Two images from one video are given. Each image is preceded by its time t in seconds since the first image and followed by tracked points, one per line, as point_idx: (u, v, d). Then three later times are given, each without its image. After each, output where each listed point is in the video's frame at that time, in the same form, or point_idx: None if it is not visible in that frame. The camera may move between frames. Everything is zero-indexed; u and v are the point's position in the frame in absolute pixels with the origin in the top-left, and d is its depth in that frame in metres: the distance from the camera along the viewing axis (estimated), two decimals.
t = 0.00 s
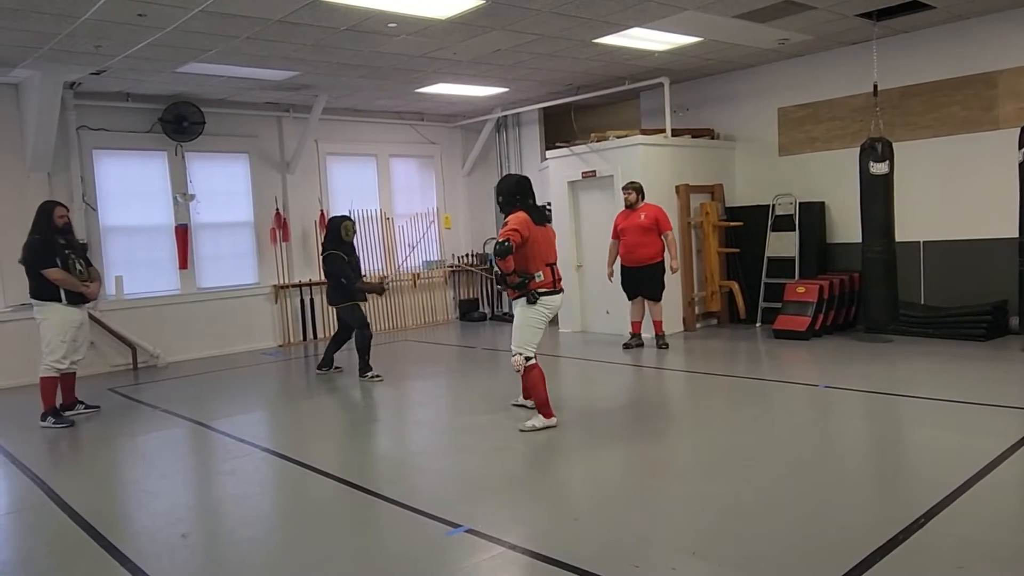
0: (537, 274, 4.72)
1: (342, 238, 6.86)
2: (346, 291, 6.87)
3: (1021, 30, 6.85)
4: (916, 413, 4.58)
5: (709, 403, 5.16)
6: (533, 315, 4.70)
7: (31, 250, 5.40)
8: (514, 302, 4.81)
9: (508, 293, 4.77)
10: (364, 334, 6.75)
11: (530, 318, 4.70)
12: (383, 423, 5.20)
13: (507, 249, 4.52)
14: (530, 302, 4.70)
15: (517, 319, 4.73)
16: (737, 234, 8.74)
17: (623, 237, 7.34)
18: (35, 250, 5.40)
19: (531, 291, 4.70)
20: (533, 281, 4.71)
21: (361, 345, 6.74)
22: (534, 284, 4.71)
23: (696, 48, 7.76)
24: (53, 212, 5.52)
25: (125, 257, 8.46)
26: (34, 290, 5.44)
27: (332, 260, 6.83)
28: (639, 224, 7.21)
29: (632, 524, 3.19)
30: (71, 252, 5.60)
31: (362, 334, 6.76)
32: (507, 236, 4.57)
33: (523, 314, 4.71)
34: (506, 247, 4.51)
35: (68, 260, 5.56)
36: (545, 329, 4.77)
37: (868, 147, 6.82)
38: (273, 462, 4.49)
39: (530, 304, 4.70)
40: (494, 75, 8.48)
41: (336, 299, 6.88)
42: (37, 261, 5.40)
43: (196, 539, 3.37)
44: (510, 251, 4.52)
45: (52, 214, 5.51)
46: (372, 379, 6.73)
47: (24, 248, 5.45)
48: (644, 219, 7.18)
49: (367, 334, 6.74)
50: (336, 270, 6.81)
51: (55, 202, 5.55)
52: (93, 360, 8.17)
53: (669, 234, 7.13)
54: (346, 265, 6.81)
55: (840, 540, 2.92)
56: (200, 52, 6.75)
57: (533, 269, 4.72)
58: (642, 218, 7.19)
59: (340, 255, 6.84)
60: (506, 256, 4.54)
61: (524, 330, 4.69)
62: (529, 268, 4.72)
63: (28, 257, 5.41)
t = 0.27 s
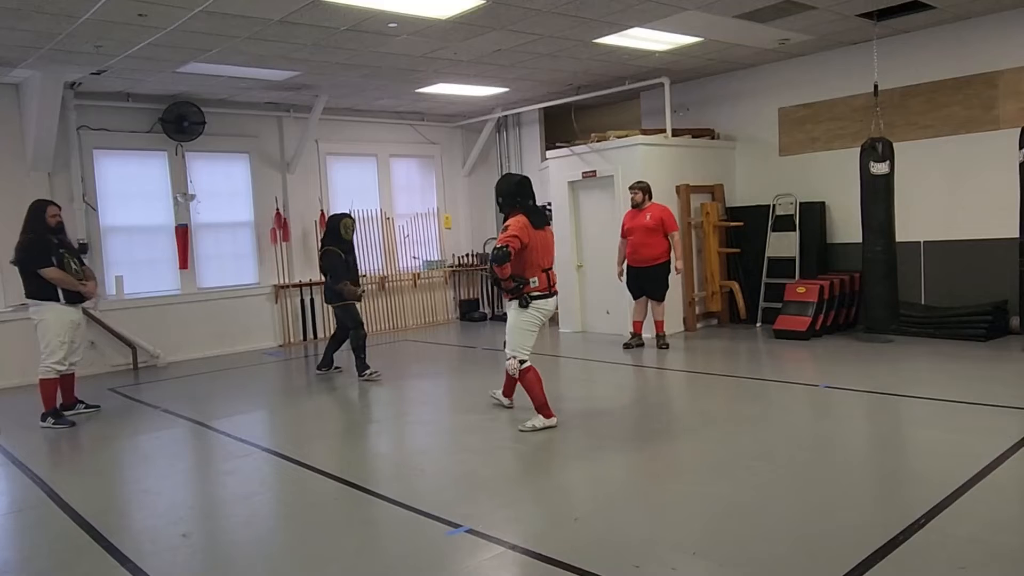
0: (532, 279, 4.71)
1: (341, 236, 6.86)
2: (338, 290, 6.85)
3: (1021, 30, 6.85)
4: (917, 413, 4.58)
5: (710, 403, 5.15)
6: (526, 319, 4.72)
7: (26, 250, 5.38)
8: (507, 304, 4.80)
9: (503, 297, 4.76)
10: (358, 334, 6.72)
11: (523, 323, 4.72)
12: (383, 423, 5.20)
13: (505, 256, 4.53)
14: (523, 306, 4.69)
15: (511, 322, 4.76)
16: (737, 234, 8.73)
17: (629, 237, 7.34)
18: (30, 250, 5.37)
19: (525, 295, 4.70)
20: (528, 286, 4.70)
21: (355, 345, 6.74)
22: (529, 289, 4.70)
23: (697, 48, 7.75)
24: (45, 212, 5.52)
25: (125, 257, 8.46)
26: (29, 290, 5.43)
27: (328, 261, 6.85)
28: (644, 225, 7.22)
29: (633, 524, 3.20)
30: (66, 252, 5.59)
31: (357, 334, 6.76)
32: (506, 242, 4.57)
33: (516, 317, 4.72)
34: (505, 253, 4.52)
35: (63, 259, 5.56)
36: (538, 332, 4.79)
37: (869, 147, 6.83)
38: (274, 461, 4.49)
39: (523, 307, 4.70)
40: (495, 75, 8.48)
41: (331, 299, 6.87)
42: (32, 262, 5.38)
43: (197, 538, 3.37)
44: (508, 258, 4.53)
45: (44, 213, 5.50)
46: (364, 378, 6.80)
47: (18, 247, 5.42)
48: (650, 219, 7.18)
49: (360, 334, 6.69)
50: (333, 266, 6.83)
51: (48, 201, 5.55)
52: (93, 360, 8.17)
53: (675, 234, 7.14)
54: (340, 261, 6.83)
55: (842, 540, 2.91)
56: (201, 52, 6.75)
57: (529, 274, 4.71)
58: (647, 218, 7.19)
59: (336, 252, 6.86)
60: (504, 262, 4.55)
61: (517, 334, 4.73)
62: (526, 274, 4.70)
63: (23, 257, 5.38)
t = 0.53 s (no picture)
0: (523, 279, 4.73)
1: (345, 235, 6.87)
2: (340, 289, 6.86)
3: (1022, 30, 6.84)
4: (916, 413, 4.57)
5: (710, 403, 5.15)
6: (520, 320, 4.72)
7: (22, 250, 5.36)
8: (501, 307, 4.82)
9: (495, 299, 4.79)
10: (364, 333, 6.78)
11: (517, 324, 4.73)
12: (383, 423, 5.20)
13: (493, 254, 4.57)
14: (516, 306, 4.69)
15: (503, 324, 4.77)
16: (738, 234, 8.73)
17: (632, 237, 7.34)
18: (26, 251, 5.35)
19: (517, 296, 4.71)
20: (519, 286, 4.72)
21: (361, 343, 6.78)
22: (520, 289, 4.71)
23: (697, 48, 7.75)
24: (42, 211, 5.51)
25: (125, 257, 8.46)
26: (25, 291, 5.42)
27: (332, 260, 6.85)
28: (646, 226, 7.21)
29: (633, 524, 3.19)
30: (61, 253, 5.65)
31: (362, 334, 6.79)
32: (494, 241, 4.63)
33: (509, 319, 4.73)
34: (493, 252, 4.57)
35: (58, 261, 5.57)
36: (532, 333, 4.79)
37: (869, 147, 6.82)
38: (274, 461, 4.49)
39: (516, 309, 4.70)
40: (495, 74, 8.48)
41: (332, 299, 6.87)
42: (29, 263, 5.36)
43: (197, 538, 3.37)
44: (496, 257, 4.57)
45: (40, 213, 5.48)
46: (371, 379, 6.73)
47: (13, 247, 5.40)
48: (652, 221, 7.17)
49: (367, 333, 6.77)
50: (338, 266, 6.83)
51: (45, 201, 5.53)
52: (93, 360, 8.17)
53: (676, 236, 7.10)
54: (343, 262, 6.84)
55: (842, 540, 2.91)
56: (201, 52, 6.75)
57: (520, 274, 4.73)
58: (650, 220, 7.19)
59: (341, 252, 6.85)
60: (494, 260, 4.59)
61: (511, 335, 4.73)
62: (516, 274, 4.73)
63: (19, 257, 5.36)
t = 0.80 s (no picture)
0: (517, 279, 4.74)
1: (350, 235, 6.90)
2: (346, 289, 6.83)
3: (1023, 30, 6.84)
4: (917, 414, 4.57)
5: (710, 403, 5.15)
6: (520, 321, 4.73)
7: (22, 251, 5.35)
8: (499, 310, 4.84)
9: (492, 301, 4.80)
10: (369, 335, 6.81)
11: (517, 324, 4.74)
12: (382, 423, 5.20)
13: (484, 255, 4.55)
14: (515, 307, 4.71)
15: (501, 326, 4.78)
16: (738, 235, 8.72)
17: (630, 237, 7.34)
18: (26, 251, 5.35)
19: (514, 296, 4.72)
20: (514, 286, 4.73)
21: (364, 345, 6.80)
22: (515, 289, 4.73)
23: (698, 49, 7.75)
24: (42, 211, 5.50)
25: (126, 257, 8.47)
26: (24, 291, 5.43)
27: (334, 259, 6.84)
28: (645, 226, 7.20)
29: (634, 524, 3.19)
30: (60, 253, 5.67)
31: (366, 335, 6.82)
32: (483, 242, 4.62)
33: (508, 320, 4.74)
34: (483, 252, 4.54)
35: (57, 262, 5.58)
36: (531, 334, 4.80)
37: (870, 147, 6.82)
38: (274, 461, 4.50)
39: (515, 310, 4.71)
40: (496, 74, 8.48)
41: (337, 299, 6.85)
42: (28, 264, 5.36)
43: (197, 538, 3.37)
44: (487, 257, 4.55)
45: (39, 212, 5.47)
46: (370, 379, 6.77)
47: (12, 248, 5.41)
48: (651, 221, 7.17)
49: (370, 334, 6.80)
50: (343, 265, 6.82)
51: (44, 201, 5.51)
52: (94, 359, 8.18)
53: (675, 236, 7.10)
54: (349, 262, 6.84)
55: (843, 540, 2.91)
56: (202, 52, 6.76)
57: (514, 274, 4.75)
58: (648, 220, 7.18)
59: (345, 252, 6.85)
60: (484, 261, 4.57)
61: (510, 336, 4.73)
62: (509, 274, 4.74)
63: (19, 257, 5.36)
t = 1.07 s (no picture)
0: (515, 279, 4.73)
1: (339, 238, 6.91)
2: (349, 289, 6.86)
3: None
4: (918, 414, 4.57)
5: (711, 403, 5.15)
6: (515, 321, 4.73)
7: (23, 251, 5.37)
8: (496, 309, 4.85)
9: (489, 300, 4.81)
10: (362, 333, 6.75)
11: (513, 325, 4.74)
12: (383, 423, 5.20)
13: (483, 253, 4.54)
14: (511, 307, 4.71)
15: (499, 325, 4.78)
16: (739, 235, 8.72)
17: (619, 238, 7.35)
18: (28, 251, 5.37)
19: (511, 296, 4.72)
20: (511, 286, 4.73)
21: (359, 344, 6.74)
22: (512, 289, 4.72)
23: (699, 48, 7.75)
24: (43, 211, 5.49)
25: (127, 256, 8.47)
26: (27, 291, 5.44)
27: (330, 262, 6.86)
28: (635, 228, 7.22)
29: (635, 524, 3.20)
30: (63, 252, 5.64)
31: (360, 334, 6.80)
32: (482, 241, 4.60)
33: (504, 319, 4.75)
34: (481, 251, 4.53)
35: (60, 261, 5.58)
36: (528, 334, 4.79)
37: (871, 147, 6.81)
38: (275, 460, 4.50)
39: (510, 310, 4.72)
40: (497, 74, 8.48)
41: (336, 300, 6.88)
42: (30, 264, 5.38)
43: (198, 538, 3.38)
44: (485, 256, 4.54)
45: (41, 212, 5.47)
46: (371, 378, 6.77)
47: (15, 249, 5.42)
48: (640, 223, 7.20)
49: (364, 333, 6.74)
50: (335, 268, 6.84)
51: (45, 200, 5.51)
52: (95, 359, 8.19)
53: (664, 237, 7.12)
54: (343, 265, 6.84)
55: (844, 540, 2.91)
56: (203, 52, 6.77)
57: (511, 274, 4.74)
58: (638, 221, 7.20)
59: (337, 255, 6.87)
60: (482, 259, 4.56)
61: (507, 335, 4.74)
62: (507, 274, 4.74)
63: (20, 258, 5.38)
